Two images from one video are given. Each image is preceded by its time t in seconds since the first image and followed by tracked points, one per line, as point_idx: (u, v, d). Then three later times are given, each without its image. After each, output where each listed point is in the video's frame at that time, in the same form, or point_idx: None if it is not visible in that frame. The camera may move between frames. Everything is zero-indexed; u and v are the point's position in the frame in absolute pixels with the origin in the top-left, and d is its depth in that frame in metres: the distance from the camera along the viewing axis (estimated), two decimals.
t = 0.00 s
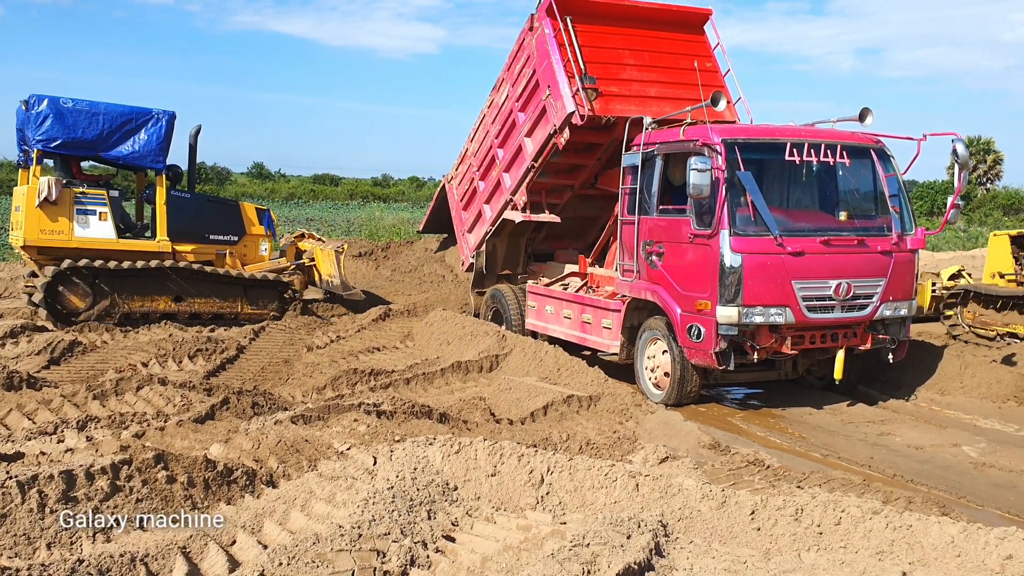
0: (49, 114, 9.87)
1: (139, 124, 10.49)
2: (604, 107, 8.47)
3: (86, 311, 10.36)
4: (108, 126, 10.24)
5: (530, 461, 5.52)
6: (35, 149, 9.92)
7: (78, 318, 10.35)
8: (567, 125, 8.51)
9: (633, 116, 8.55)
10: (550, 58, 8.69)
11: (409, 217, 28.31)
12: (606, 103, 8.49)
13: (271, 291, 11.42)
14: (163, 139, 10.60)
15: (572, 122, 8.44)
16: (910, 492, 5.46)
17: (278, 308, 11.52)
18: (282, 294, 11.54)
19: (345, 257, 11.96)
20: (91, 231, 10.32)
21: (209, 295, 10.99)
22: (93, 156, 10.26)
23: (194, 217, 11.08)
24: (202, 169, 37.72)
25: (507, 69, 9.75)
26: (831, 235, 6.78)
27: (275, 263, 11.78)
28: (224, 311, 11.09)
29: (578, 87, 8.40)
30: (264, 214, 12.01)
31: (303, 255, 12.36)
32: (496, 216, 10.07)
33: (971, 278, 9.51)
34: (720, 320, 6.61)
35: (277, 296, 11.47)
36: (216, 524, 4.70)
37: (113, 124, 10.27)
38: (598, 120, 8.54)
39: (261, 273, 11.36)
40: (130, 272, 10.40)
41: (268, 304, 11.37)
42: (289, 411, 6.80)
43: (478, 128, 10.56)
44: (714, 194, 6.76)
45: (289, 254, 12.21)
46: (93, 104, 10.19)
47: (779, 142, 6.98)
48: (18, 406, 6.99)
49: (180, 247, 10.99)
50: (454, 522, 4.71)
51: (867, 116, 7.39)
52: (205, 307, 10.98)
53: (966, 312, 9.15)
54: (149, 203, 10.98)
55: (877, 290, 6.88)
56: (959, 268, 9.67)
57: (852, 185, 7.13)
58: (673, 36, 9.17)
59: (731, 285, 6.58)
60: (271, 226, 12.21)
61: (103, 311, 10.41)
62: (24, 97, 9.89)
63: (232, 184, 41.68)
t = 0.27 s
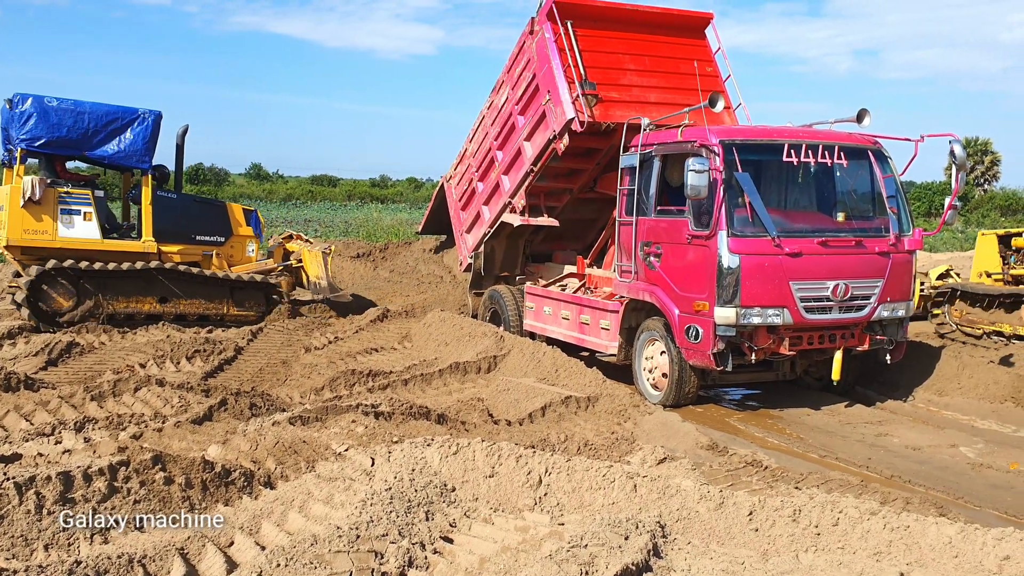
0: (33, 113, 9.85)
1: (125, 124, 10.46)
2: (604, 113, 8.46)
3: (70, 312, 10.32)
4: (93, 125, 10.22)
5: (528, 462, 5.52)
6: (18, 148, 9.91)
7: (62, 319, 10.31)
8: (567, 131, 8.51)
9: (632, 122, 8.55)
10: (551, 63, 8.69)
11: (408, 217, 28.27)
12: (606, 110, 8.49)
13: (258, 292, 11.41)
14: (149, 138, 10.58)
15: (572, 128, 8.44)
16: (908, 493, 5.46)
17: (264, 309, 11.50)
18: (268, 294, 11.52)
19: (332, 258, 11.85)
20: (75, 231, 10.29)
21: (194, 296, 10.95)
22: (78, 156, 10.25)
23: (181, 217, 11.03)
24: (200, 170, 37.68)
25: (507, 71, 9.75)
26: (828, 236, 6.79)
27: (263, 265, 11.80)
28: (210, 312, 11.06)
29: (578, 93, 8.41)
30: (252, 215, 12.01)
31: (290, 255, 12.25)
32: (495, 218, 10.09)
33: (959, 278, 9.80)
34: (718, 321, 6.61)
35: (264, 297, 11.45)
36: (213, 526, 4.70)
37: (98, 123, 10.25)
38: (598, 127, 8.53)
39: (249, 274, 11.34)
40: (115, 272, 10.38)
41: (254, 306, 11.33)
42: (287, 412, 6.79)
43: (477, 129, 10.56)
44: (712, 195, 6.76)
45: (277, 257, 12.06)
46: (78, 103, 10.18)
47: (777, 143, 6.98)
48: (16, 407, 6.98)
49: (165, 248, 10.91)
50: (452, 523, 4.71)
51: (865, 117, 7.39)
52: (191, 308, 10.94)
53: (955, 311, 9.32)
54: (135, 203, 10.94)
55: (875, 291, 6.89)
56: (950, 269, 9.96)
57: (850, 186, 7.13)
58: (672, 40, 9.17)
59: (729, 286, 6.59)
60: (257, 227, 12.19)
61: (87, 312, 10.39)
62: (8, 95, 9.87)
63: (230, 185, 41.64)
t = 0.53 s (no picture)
0: (22, 112, 9.75)
1: (114, 124, 10.41)
2: (604, 119, 8.47)
3: (58, 313, 10.25)
4: (82, 125, 10.14)
5: (527, 463, 5.52)
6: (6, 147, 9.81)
7: (50, 321, 10.22)
8: (566, 138, 8.52)
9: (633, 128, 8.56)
10: (551, 68, 8.68)
11: (406, 218, 28.25)
12: (606, 116, 8.49)
13: (247, 292, 11.41)
14: (138, 139, 10.54)
15: (572, 134, 8.45)
16: (906, 494, 5.47)
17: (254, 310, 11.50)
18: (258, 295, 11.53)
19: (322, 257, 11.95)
20: (63, 232, 10.25)
21: (185, 297, 10.91)
22: (66, 156, 10.17)
23: (170, 217, 11.07)
24: (198, 170, 37.67)
25: (507, 73, 9.73)
26: (827, 237, 6.79)
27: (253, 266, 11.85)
28: (200, 313, 11.02)
29: (578, 99, 8.40)
30: (242, 215, 12.04)
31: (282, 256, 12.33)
32: (494, 220, 10.11)
33: (948, 277, 10.20)
34: (716, 322, 6.61)
35: (253, 298, 11.46)
36: (211, 527, 4.69)
37: (87, 123, 10.17)
38: (598, 133, 8.54)
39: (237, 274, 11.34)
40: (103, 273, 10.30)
41: (244, 307, 11.32)
42: (285, 413, 6.79)
43: (477, 130, 10.55)
44: (710, 196, 6.76)
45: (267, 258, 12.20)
46: (67, 103, 10.08)
47: (775, 143, 6.99)
48: (14, 408, 6.97)
49: (155, 249, 10.94)
50: (451, 524, 4.70)
51: (863, 118, 7.40)
52: (181, 309, 10.89)
53: (943, 309, 9.78)
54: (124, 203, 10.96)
55: (873, 292, 6.90)
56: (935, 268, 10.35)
57: (848, 187, 7.13)
58: (673, 45, 9.18)
59: (727, 287, 6.59)
60: (247, 228, 12.24)
61: (75, 313, 10.31)
62: None
63: (228, 186, 41.63)
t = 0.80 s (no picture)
0: (15, 113, 9.73)
1: (107, 124, 10.40)
2: (604, 126, 8.47)
3: (51, 314, 10.25)
4: (75, 126, 10.13)
5: (524, 465, 5.52)
6: None
7: (42, 322, 10.22)
8: (566, 144, 8.53)
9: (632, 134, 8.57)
10: (551, 73, 8.67)
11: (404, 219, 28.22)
12: (606, 122, 8.49)
13: (241, 294, 11.36)
14: (131, 140, 10.53)
15: (571, 141, 8.45)
16: (904, 495, 5.47)
17: (247, 313, 11.45)
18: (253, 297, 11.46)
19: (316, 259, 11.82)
20: (56, 233, 10.25)
21: (177, 299, 10.87)
22: (59, 156, 10.15)
23: (163, 219, 11.02)
24: (196, 171, 37.64)
25: (508, 76, 9.71)
26: (825, 238, 6.79)
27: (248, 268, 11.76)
28: (194, 315, 10.99)
29: (578, 105, 8.39)
30: (237, 216, 11.94)
31: (275, 259, 12.27)
32: (492, 223, 10.12)
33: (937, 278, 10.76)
34: (714, 323, 6.61)
35: (248, 299, 11.37)
36: (208, 529, 4.69)
37: (80, 124, 10.16)
38: (598, 140, 8.54)
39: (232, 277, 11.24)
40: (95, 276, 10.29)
41: (237, 309, 11.26)
42: (282, 415, 6.78)
43: (476, 131, 10.54)
44: (708, 197, 6.76)
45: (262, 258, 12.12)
46: (59, 103, 10.06)
47: (773, 145, 6.99)
48: (11, 410, 6.96)
49: (150, 250, 10.93)
50: (448, 525, 4.70)
51: (860, 119, 7.41)
52: (174, 311, 10.87)
53: (930, 309, 10.28)
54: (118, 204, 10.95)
55: (871, 293, 6.90)
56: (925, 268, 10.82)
57: (846, 188, 7.14)
58: (674, 50, 9.18)
59: (725, 288, 6.59)
60: (243, 229, 12.14)
61: (68, 314, 10.31)
62: None
63: (226, 187, 41.61)
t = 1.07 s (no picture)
0: (16, 114, 9.75)
1: (108, 126, 10.38)
2: (604, 133, 8.47)
3: (53, 316, 10.28)
4: (76, 127, 10.13)
5: (522, 466, 5.51)
6: None
7: (44, 324, 10.24)
8: (565, 151, 8.53)
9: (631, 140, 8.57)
10: (551, 79, 8.66)
11: (402, 220, 28.21)
12: (605, 129, 8.49)
13: (242, 296, 11.35)
14: (133, 141, 10.50)
15: (571, 148, 8.45)
16: (902, 496, 5.47)
17: (248, 315, 11.43)
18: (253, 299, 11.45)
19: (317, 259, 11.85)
20: (59, 235, 10.26)
21: (178, 300, 10.87)
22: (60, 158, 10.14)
23: (160, 220, 10.97)
24: (194, 172, 37.60)
25: (508, 79, 9.69)
26: (822, 239, 6.80)
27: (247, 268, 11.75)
28: (195, 316, 11.01)
29: (578, 112, 8.39)
30: (236, 218, 11.91)
31: (275, 259, 12.23)
32: (490, 226, 10.13)
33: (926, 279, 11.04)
34: (712, 324, 6.62)
35: (248, 301, 11.36)
36: (206, 530, 4.68)
37: (81, 125, 10.16)
38: (598, 147, 8.53)
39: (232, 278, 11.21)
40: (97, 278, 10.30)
41: (238, 310, 11.24)
42: (280, 416, 6.77)
43: (476, 133, 10.53)
44: (705, 199, 6.77)
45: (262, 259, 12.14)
46: (61, 105, 10.08)
47: (770, 146, 7.00)
48: (8, 411, 6.94)
49: (151, 251, 10.90)
50: (446, 527, 4.69)
51: (858, 121, 7.42)
52: (175, 313, 10.88)
53: (920, 308, 10.52)
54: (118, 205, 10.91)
55: (869, 294, 6.91)
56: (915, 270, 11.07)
57: (844, 189, 7.14)
58: (675, 56, 9.19)
59: (723, 289, 6.59)
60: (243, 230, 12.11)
61: (70, 316, 10.33)
62: None
63: (224, 188, 41.58)
